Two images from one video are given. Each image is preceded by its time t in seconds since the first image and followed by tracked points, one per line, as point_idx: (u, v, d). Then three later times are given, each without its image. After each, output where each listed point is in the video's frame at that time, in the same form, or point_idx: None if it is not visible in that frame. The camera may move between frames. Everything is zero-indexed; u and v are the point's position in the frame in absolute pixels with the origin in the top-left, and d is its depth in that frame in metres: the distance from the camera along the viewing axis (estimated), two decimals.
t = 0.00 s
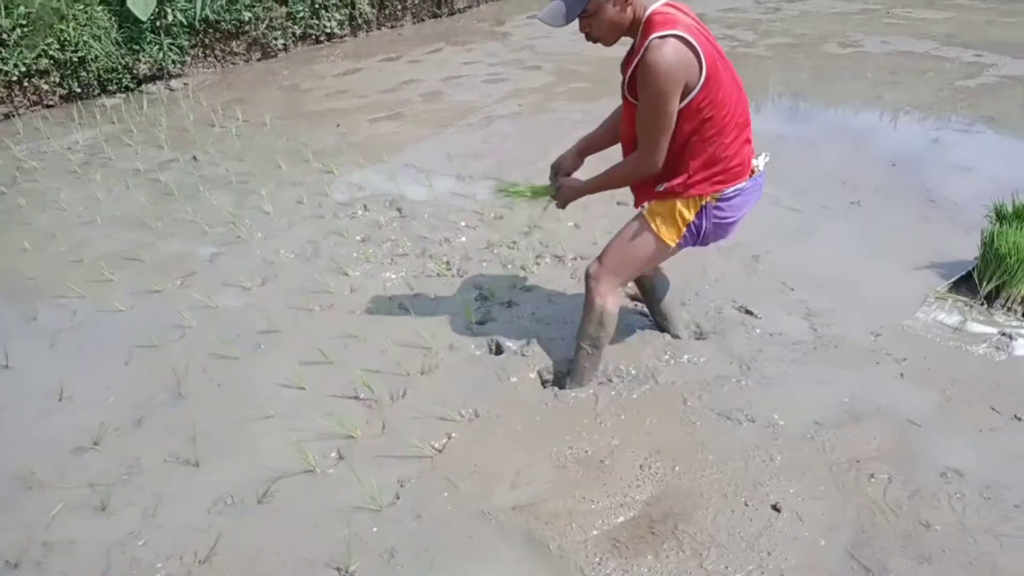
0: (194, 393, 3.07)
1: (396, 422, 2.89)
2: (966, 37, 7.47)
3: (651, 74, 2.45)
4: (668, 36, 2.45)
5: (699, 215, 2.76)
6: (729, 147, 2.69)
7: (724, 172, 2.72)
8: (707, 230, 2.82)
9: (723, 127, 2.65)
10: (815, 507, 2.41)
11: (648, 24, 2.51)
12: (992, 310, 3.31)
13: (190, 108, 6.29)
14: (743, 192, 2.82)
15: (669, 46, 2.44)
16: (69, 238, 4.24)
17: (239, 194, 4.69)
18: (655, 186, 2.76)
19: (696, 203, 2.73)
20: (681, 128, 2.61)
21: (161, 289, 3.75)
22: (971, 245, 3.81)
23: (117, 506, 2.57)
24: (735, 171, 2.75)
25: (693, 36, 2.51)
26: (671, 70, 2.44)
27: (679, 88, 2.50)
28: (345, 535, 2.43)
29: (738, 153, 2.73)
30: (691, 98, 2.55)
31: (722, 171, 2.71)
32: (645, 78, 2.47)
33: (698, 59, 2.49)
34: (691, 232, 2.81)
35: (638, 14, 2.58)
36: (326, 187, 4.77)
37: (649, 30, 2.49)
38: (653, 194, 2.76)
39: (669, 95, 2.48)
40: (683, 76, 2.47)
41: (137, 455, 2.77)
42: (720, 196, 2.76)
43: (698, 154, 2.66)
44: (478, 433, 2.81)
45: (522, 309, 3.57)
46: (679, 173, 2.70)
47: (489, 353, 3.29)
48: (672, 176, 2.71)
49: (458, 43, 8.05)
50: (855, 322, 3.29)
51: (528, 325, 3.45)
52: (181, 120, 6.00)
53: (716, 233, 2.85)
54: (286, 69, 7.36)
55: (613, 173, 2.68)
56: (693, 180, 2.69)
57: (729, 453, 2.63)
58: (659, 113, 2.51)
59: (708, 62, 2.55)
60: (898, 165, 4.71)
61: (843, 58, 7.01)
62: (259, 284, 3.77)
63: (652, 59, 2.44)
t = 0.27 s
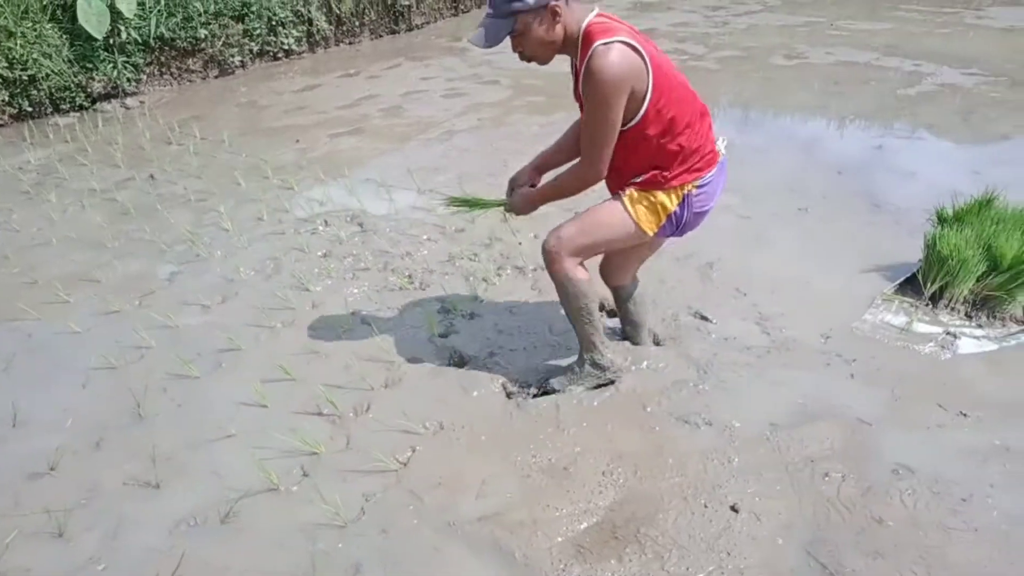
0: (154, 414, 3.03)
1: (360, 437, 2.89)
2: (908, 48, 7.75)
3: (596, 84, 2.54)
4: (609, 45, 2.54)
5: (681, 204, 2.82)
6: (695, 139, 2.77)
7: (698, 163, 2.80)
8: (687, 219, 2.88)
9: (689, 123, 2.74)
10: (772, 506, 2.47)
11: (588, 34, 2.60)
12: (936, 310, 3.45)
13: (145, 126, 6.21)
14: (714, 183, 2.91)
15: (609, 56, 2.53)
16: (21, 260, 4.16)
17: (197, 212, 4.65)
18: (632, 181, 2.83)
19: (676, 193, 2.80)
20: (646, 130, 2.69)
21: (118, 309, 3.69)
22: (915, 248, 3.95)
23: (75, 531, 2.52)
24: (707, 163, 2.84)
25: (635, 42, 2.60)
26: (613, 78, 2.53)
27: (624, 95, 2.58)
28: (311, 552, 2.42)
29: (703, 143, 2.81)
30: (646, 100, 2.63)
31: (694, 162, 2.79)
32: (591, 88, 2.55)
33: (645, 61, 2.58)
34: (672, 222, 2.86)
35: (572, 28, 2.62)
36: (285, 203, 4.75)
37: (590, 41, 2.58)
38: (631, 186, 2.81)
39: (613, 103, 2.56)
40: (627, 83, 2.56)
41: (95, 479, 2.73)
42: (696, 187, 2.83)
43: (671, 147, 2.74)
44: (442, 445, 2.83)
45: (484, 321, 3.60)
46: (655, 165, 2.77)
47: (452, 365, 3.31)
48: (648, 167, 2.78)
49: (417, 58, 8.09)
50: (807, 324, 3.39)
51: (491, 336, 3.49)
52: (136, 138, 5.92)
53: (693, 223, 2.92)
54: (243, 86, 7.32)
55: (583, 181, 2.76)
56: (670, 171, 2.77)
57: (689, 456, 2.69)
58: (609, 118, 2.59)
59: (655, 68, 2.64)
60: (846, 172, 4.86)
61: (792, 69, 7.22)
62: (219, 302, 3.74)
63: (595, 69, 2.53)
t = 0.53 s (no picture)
0: (136, 434, 3.01)
1: (345, 454, 2.88)
2: (881, 63, 7.92)
3: (535, 149, 2.38)
4: (542, 107, 2.39)
5: (654, 245, 2.68)
6: (655, 177, 2.60)
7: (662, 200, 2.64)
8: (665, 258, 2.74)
9: (643, 161, 2.56)
10: (755, 516, 2.50)
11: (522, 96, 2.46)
12: (912, 319, 3.51)
13: (126, 145, 6.20)
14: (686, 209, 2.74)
15: (544, 117, 2.37)
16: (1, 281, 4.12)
17: (179, 231, 4.64)
18: (600, 233, 2.71)
19: (646, 235, 2.66)
20: (597, 181, 2.54)
21: (100, 329, 3.67)
22: (891, 258, 4.02)
23: (57, 554, 2.50)
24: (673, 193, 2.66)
25: (569, 95, 2.45)
26: (553, 139, 2.36)
27: (568, 153, 2.43)
28: (297, 571, 2.41)
29: (663, 176, 2.63)
30: (590, 152, 2.47)
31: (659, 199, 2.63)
32: (531, 154, 2.39)
33: (582, 116, 2.43)
34: (650, 263, 2.74)
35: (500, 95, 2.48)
36: (268, 221, 4.75)
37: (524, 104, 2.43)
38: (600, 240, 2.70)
39: (557, 165, 2.39)
40: (568, 141, 2.40)
41: (77, 500, 2.70)
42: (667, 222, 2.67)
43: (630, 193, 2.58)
44: (426, 460, 2.83)
45: (469, 336, 3.62)
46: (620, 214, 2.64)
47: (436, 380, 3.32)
48: (612, 218, 2.65)
49: (398, 76, 8.15)
50: (787, 335, 3.44)
51: (475, 351, 3.50)
52: (117, 157, 5.91)
53: (673, 257, 2.77)
54: (225, 105, 7.33)
55: (548, 253, 2.60)
56: (635, 217, 2.62)
57: (672, 467, 2.72)
58: (557, 183, 2.42)
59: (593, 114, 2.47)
60: (822, 184, 4.94)
61: (768, 85, 7.35)
62: (202, 320, 3.73)
63: (532, 136, 2.37)
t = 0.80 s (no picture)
0: (129, 432, 2.97)
1: (341, 454, 2.85)
2: (880, 61, 7.89)
3: (517, 208, 2.30)
4: (515, 165, 2.32)
5: (661, 267, 2.61)
6: (646, 201, 2.51)
7: (660, 220, 2.55)
8: (675, 276, 2.67)
9: (631, 188, 2.47)
10: (756, 517, 2.47)
11: (492, 155, 2.38)
12: (913, 318, 3.49)
13: (120, 141, 6.14)
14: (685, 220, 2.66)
15: (520, 174, 2.30)
16: None
17: (172, 228, 4.59)
18: (604, 267, 2.63)
19: (652, 259, 2.58)
20: (587, 223, 2.47)
21: (92, 326, 3.63)
22: (891, 257, 4.00)
23: (48, 554, 2.46)
24: (670, 209, 2.58)
25: (539, 145, 2.38)
26: (534, 193, 2.29)
27: (550, 204, 2.36)
28: (291, 573, 2.38)
29: (656, 195, 2.54)
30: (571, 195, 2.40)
31: (658, 220, 2.55)
32: (514, 214, 2.31)
33: (557, 164, 2.36)
34: (661, 284, 2.66)
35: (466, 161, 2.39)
36: (263, 218, 4.70)
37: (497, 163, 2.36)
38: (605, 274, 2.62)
39: (542, 218, 2.32)
40: (549, 193, 2.33)
41: (69, 499, 2.66)
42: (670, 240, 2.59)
43: (626, 223, 2.50)
44: (423, 461, 2.79)
45: (466, 335, 3.58)
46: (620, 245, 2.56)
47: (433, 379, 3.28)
48: (614, 249, 2.57)
49: (395, 72, 8.09)
50: (787, 335, 3.41)
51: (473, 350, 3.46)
52: (110, 153, 5.85)
53: (682, 273, 2.69)
54: (220, 100, 7.27)
55: (550, 311, 2.52)
56: (637, 244, 2.55)
57: (672, 467, 2.69)
58: (544, 237, 2.34)
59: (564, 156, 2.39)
60: (821, 183, 4.92)
61: (767, 82, 7.31)
62: (195, 318, 3.69)
63: (512, 196, 2.29)
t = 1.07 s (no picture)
0: (127, 432, 2.97)
1: (339, 453, 2.85)
2: (877, 58, 7.90)
3: (516, 242, 2.28)
4: (510, 198, 2.29)
5: (663, 269, 2.64)
6: (642, 211, 2.51)
7: (658, 226, 2.56)
8: (677, 275, 2.70)
9: (626, 200, 2.47)
10: (754, 515, 2.47)
11: (484, 190, 2.36)
12: (911, 316, 3.49)
13: (117, 140, 6.13)
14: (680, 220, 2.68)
15: (515, 207, 2.27)
16: None
17: (170, 227, 4.59)
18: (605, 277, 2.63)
19: (653, 263, 2.61)
20: (586, 241, 2.46)
21: (90, 326, 3.62)
22: (889, 255, 4.01)
23: (47, 553, 2.46)
24: (666, 213, 2.59)
25: (531, 174, 2.36)
26: (532, 225, 2.28)
27: (548, 232, 2.34)
28: (290, 572, 2.38)
29: (651, 202, 2.54)
30: (568, 218, 2.38)
31: (656, 226, 2.55)
32: (513, 248, 2.30)
33: (552, 192, 2.33)
34: (663, 284, 2.70)
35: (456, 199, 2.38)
36: (261, 217, 4.70)
37: (490, 197, 2.33)
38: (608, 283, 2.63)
39: (542, 248, 2.31)
40: (546, 222, 2.31)
41: (67, 499, 2.66)
42: (669, 241, 2.62)
43: (626, 234, 2.51)
44: (422, 460, 2.79)
45: (464, 334, 3.58)
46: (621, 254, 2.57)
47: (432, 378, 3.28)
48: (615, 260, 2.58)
49: (392, 71, 8.08)
50: (785, 332, 3.41)
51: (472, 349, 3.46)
52: (107, 153, 5.84)
53: (682, 271, 2.72)
54: (217, 99, 7.26)
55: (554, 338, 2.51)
56: (639, 250, 2.56)
57: (670, 465, 2.69)
58: (545, 267, 2.33)
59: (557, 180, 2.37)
60: (819, 181, 4.92)
61: (765, 80, 7.32)
62: (193, 318, 3.68)
63: (510, 230, 2.27)
